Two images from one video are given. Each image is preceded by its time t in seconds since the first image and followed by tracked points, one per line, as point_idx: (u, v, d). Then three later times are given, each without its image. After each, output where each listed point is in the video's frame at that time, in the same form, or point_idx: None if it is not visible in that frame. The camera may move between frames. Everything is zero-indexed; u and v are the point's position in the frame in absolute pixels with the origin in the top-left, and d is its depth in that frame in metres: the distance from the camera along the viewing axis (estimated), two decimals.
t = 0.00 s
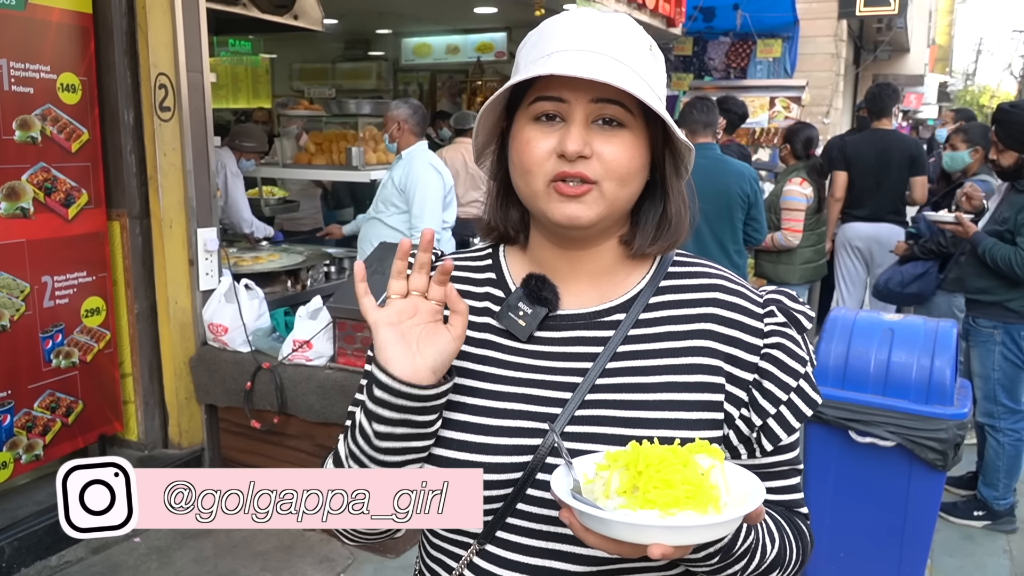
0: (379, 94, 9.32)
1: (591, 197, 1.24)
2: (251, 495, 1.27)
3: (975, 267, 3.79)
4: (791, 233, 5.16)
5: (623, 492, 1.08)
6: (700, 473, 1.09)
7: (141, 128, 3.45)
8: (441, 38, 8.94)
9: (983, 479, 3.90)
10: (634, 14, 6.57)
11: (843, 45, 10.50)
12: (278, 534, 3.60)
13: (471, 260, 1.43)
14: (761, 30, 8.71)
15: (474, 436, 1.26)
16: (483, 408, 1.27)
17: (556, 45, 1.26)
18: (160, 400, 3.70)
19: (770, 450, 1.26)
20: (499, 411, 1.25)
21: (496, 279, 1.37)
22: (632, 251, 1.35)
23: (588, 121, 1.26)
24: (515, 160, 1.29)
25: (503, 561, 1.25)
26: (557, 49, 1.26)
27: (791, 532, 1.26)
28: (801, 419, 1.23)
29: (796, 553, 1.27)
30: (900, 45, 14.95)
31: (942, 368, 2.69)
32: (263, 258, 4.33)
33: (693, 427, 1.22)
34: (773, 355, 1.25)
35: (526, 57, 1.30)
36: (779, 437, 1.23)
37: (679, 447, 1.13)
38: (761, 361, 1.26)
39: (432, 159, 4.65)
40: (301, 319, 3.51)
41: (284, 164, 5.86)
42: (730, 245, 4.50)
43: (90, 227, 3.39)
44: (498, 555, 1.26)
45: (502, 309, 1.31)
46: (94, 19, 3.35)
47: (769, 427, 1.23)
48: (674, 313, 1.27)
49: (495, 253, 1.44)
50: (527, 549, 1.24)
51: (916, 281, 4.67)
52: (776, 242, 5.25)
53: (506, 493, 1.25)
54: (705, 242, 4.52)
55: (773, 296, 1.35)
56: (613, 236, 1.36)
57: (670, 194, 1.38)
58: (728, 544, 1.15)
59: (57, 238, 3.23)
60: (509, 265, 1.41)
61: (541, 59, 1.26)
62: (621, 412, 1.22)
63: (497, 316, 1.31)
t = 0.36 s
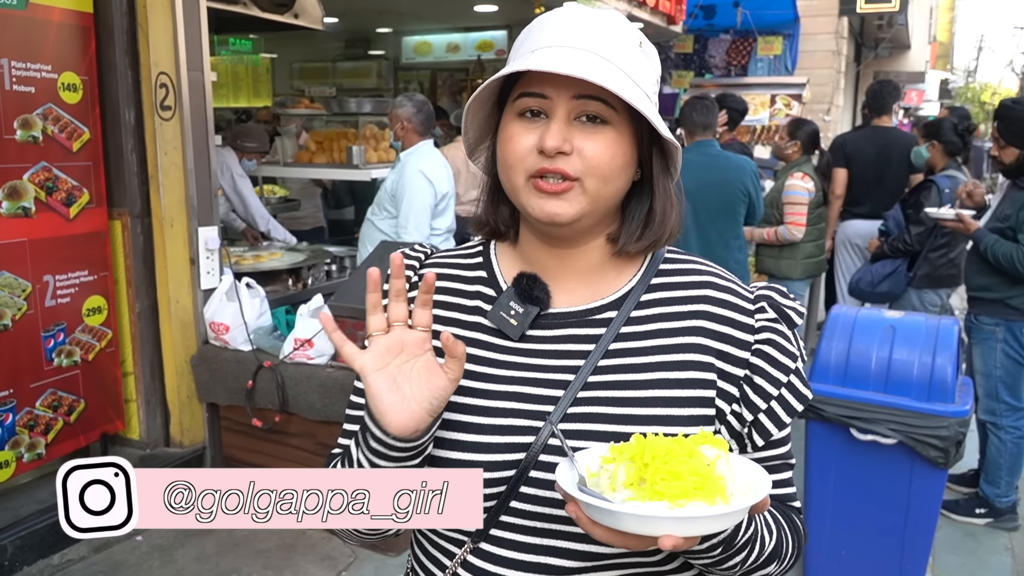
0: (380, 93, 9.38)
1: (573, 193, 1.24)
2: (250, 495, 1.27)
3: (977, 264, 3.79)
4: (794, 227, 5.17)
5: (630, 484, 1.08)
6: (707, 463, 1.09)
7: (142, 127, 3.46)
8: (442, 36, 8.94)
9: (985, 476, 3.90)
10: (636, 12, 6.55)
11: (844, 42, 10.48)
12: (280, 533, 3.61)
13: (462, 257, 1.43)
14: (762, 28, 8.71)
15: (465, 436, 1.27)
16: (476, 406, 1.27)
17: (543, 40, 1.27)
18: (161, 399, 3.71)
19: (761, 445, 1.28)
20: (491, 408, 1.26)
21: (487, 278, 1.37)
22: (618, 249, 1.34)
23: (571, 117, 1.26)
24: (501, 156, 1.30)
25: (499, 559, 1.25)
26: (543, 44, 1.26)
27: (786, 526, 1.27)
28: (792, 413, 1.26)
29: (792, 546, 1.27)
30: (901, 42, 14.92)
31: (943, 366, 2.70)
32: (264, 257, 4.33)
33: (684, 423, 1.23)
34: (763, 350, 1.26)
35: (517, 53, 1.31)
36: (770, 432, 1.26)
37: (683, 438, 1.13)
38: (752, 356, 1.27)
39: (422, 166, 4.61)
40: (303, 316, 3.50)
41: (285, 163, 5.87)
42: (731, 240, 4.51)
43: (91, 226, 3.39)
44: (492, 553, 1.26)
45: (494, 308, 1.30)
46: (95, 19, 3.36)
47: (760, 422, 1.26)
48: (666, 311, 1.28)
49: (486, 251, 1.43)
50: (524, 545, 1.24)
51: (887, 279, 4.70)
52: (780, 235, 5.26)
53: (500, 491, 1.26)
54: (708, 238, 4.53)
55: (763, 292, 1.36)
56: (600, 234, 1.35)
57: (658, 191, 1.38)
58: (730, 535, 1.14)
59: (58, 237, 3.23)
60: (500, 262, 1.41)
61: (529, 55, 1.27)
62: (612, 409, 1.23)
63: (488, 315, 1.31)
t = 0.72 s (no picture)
0: (383, 92, 9.40)
1: (582, 195, 1.24)
2: (250, 495, 1.27)
3: (980, 263, 3.78)
4: (799, 223, 5.16)
5: (639, 475, 1.08)
6: (714, 456, 1.09)
7: (146, 126, 3.47)
8: (445, 35, 8.94)
9: (987, 475, 3.90)
10: (640, 11, 6.54)
11: (847, 41, 10.46)
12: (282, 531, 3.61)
13: (465, 257, 1.43)
14: (765, 27, 8.69)
15: (470, 434, 1.27)
16: (481, 405, 1.27)
17: (545, 43, 1.26)
18: (164, 397, 3.72)
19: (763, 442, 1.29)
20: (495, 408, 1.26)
21: (490, 276, 1.37)
22: (624, 245, 1.34)
23: (576, 118, 1.26)
24: (505, 159, 1.29)
25: (503, 556, 1.25)
26: (545, 46, 1.26)
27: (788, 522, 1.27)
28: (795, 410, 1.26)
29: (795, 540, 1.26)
30: (905, 42, 14.87)
31: (947, 365, 2.69)
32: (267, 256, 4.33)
33: (687, 419, 1.22)
34: (766, 348, 1.26)
35: (517, 57, 1.30)
36: (773, 429, 1.26)
37: (689, 430, 1.13)
38: (755, 354, 1.26)
39: (409, 174, 4.60)
40: (307, 315, 3.49)
41: (288, 162, 5.87)
42: (737, 237, 4.52)
43: (94, 225, 3.39)
44: (498, 550, 1.26)
45: (498, 306, 1.30)
46: (98, 18, 3.36)
47: (763, 419, 1.26)
48: (668, 308, 1.28)
49: (489, 250, 1.42)
50: (529, 542, 1.24)
51: (874, 277, 4.67)
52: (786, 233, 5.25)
53: (506, 489, 1.26)
54: (713, 236, 4.52)
55: (765, 291, 1.36)
56: (605, 232, 1.35)
57: (661, 188, 1.38)
58: (734, 527, 1.14)
59: (62, 236, 3.24)
60: (503, 262, 1.40)
61: (531, 57, 1.26)
62: (616, 406, 1.23)
63: (493, 314, 1.31)
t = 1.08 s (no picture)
0: (385, 92, 9.40)
1: (568, 196, 1.22)
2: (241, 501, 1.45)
3: (982, 262, 3.77)
4: (794, 224, 5.18)
5: (649, 468, 1.08)
6: (723, 447, 1.09)
7: (147, 126, 3.46)
8: (446, 35, 8.93)
9: (989, 474, 3.88)
10: (642, 10, 6.52)
11: (849, 41, 10.44)
12: (284, 531, 3.61)
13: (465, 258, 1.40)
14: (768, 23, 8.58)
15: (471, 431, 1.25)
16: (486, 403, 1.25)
17: (527, 47, 1.26)
18: (166, 398, 3.72)
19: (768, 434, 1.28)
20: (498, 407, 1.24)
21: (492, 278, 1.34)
22: (618, 242, 1.33)
23: (559, 120, 1.25)
24: (495, 163, 1.29)
25: (509, 554, 1.24)
26: (527, 50, 1.26)
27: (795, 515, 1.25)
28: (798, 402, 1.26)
29: (801, 531, 1.25)
30: (907, 41, 14.84)
31: (948, 364, 2.68)
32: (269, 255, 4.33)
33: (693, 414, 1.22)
34: (767, 341, 1.25)
35: (503, 61, 1.30)
36: (777, 420, 1.26)
37: (698, 421, 1.12)
38: (756, 347, 1.26)
39: (395, 184, 4.61)
40: (308, 315, 3.50)
41: (289, 161, 5.85)
42: (737, 236, 4.51)
43: (95, 225, 3.39)
44: (503, 548, 1.24)
45: (499, 306, 1.29)
46: (99, 18, 3.36)
47: (766, 410, 1.26)
48: (669, 304, 1.27)
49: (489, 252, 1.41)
50: (536, 539, 1.23)
51: (866, 273, 4.66)
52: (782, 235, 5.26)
53: (511, 486, 1.25)
54: (715, 236, 4.51)
55: (764, 284, 1.33)
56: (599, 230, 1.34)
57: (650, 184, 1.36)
58: (742, 517, 1.14)
59: (63, 236, 3.24)
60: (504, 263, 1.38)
61: (512, 62, 1.27)
62: (620, 402, 1.22)
63: (494, 314, 1.29)
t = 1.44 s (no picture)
0: (385, 91, 9.41)
1: (588, 219, 1.21)
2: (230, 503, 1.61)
3: (980, 261, 3.77)
4: (794, 224, 5.16)
5: (635, 457, 1.07)
6: (709, 437, 1.08)
7: (146, 125, 3.45)
8: (446, 35, 8.93)
9: (988, 473, 3.88)
10: (641, 10, 6.52)
11: (848, 40, 10.44)
12: (284, 530, 3.61)
13: (463, 256, 1.40)
14: (765, 24, 8.66)
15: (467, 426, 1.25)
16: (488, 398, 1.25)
17: (556, 61, 1.19)
18: (165, 398, 3.71)
19: (763, 426, 1.27)
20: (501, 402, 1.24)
21: (491, 275, 1.34)
22: (622, 251, 1.33)
23: (585, 141, 1.20)
24: (508, 175, 1.24)
25: (508, 548, 1.24)
26: (557, 66, 1.19)
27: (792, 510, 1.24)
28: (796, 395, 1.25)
29: (795, 525, 1.24)
30: (906, 40, 14.84)
31: (948, 363, 2.67)
32: (269, 255, 4.32)
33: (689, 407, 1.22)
34: (762, 334, 1.25)
35: (523, 67, 1.22)
36: (772, 412, 1.24)
37: (684, 413, 1.12)
38: (751, 340, 1.25)
39: (403, 178, 4.59)
40: (307, 315, 3.49)
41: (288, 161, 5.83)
42: (737, 237, 4.51)
43: (94, 225, 3.39)
44: (502, 543, 1.25)
45: (497, 303, 1.28)
46: (98, 18, 3.35)
47: (762, 402, 1.24)
48: (664, 300, 1.27)
49: (488, 249, 1.40)
50: (536, 534, 1.23)
51: (865, 272, 4.66)
52: (780, 236, 5.24)
53: (511, 480, 1.25)
54: (714, 235, 4.51)
55: (759, 279, 1.35)
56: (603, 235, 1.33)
57: (661, 196, 1.35)
58: (731, 508, 1.14)
59: (62, 236, 3.23)
60: (503, 260, 1.37)
61: (537, 76, 1.20)
62: (618, 395, 1.22)
63: (493, 311, 1.29)
